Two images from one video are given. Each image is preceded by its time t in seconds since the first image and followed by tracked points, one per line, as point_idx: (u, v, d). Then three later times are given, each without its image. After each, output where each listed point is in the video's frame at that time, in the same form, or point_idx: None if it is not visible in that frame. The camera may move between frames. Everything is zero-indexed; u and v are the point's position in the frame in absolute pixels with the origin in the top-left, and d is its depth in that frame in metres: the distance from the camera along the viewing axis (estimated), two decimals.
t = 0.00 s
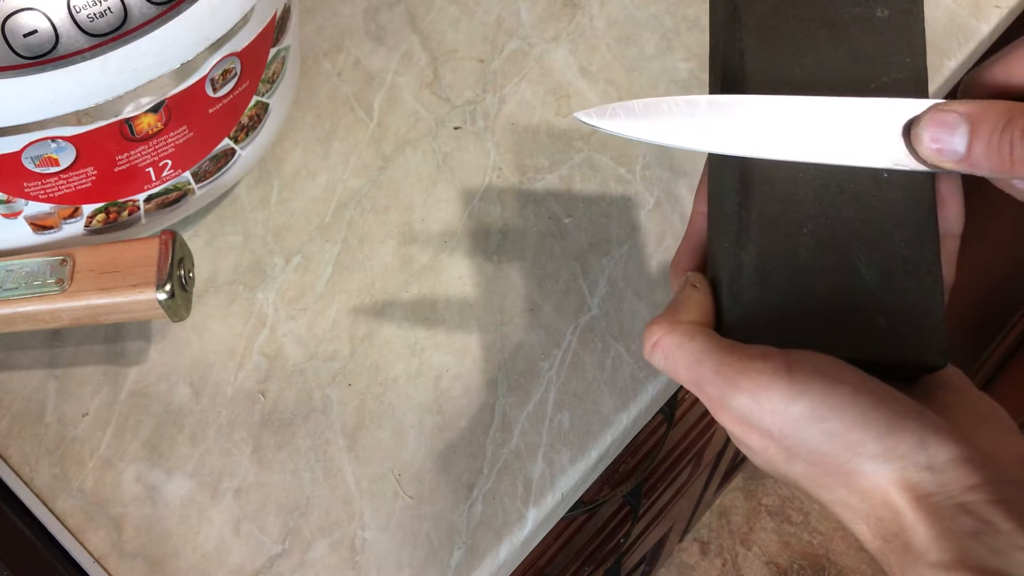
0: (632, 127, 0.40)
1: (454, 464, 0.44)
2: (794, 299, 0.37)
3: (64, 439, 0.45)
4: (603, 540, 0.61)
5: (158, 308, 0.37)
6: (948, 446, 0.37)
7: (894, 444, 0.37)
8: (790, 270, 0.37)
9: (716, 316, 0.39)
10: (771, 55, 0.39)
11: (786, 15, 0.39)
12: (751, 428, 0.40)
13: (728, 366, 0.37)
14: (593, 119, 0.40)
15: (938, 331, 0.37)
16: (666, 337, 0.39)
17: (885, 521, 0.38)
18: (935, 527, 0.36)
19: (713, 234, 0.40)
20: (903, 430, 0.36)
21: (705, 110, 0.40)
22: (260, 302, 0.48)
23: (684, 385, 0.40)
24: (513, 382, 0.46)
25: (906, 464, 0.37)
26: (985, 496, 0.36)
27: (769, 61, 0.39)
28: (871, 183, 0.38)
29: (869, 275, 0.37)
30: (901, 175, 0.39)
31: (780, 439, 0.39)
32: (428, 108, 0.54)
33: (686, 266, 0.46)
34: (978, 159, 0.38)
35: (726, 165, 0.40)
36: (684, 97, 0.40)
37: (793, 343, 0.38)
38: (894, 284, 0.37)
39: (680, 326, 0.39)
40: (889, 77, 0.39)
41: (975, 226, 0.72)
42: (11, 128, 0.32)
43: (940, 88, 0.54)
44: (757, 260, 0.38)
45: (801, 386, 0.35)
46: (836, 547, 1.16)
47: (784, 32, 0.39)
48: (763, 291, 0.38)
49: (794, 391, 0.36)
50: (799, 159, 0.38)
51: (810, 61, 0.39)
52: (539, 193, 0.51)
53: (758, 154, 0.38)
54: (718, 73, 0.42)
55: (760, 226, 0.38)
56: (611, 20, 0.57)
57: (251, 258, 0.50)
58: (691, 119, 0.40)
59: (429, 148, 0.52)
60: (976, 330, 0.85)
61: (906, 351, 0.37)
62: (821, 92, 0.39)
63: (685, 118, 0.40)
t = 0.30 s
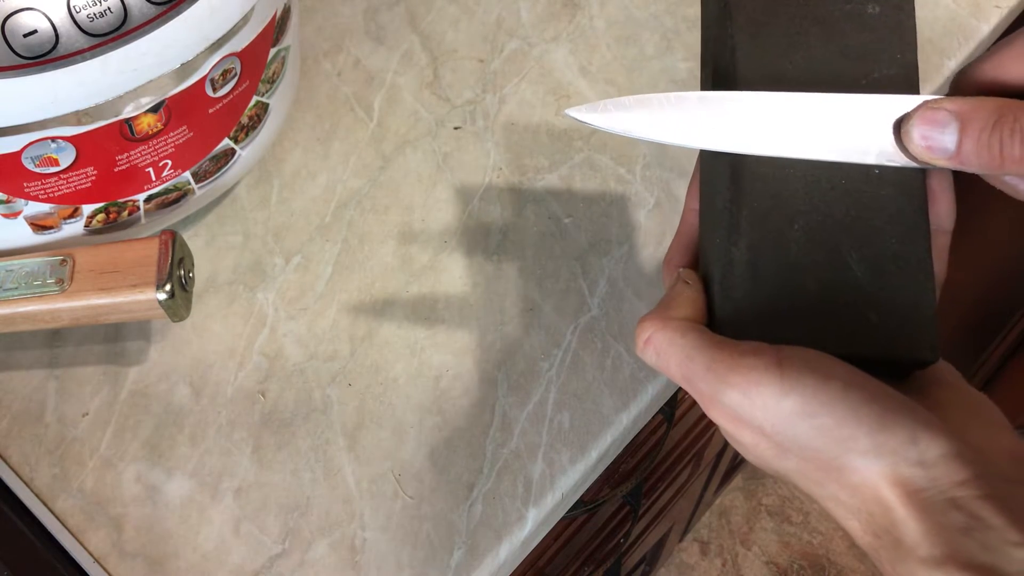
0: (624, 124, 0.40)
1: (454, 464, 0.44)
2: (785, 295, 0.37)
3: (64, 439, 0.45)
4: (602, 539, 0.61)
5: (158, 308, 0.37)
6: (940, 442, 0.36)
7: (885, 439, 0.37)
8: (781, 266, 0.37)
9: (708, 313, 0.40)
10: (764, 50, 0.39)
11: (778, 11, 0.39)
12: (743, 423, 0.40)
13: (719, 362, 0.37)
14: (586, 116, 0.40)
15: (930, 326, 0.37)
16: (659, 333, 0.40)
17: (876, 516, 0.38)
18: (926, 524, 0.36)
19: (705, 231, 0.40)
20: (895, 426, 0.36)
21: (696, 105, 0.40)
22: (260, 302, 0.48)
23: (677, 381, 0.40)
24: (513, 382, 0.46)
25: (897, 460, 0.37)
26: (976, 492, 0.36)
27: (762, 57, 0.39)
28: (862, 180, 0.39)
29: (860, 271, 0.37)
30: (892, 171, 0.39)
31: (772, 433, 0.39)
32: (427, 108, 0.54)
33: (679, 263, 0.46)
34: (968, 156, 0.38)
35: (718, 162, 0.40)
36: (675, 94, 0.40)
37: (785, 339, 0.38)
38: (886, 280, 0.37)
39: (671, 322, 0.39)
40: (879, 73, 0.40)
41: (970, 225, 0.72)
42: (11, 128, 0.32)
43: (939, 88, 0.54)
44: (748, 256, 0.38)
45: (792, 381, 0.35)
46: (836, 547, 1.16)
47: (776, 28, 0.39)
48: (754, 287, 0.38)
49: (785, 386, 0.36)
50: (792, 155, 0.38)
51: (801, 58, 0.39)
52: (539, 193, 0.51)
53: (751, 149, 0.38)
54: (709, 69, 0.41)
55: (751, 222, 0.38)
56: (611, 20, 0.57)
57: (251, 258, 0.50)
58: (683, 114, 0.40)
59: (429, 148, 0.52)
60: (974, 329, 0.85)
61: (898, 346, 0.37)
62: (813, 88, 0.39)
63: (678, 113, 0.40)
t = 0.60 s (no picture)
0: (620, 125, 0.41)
1: (454, 465, 0.45)
2: (780, 296, 0.37)
3: (64, 438, 0.45)
4: (602, 539, 0.61)
5: (158, 308, 0.37)
6: (936, 440, 0.36)
7: (881, 438, 0.37)
8: (776, 267, 0.38)
9: (704, 314, 0.40)
10: (758, 52, 0.39)
11: (772, 14, 0.39)
12: (740, 422, 0.40)
13: (716, 362, 0.37)
14: (580, 121, 0.41)
15: (925, 326, 0.37)
16: (655, 333, 0.40)
17: (872, 514, 0.38)
18: (922, 521, 0.36)
19: (701, 232, 0.40)
20: (891, 424, 0.36)
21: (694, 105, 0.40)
22: (260, 302, 0.48)
23: (674, 381, 0.40)
24: (513, 382, 0.46)
25: (893, 459, 0.37)
26: (973, 489, 0.36)
27: (756, 57, 0.39)
28: (857, 180, 0.39)
29: (856, 272, 0.37)
30: (887, 172, 0.39)
31: (769, 433, 0.39)
32: (427, 108, 0.54)
33: (676, 264, 0.46)
34: (963, 159, 0.37)
35: (713, 163, 0.40)
36: (672, 94, 0.40)
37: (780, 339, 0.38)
38: (882, 280, 0.37)
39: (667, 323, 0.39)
40: (874, 75, 0.39)
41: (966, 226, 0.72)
42: (11, 128, 0.32)
43: (940, 88, 0.54)
44: (744, 257, 0.38)
45: (790, 380, 0.36)
46: (836, 547, 1.16)
47: (770, 30, 0.39)
48: (750, 287, 0.38)
49: (783, 386, 0.36)
50: (788, 155, 0.38)
51: (796, 60, 0.39)
52: (539, 193, 0.51)
53: (746, 150, 0.38)
54: (705, 69, 0.42)
55: (747, 223, 0.38)
56: (611, 20, 0.57)
57: (251, 258, 0.50)
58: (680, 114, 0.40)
59: (429, 148, 0.52)
60: (973, 330, 0.84)
61: (893, 347, 0.37)
62: (809, 89, 0.39)
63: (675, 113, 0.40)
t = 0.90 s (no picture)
0: (615, 127, 0.40)
1: (454, 465, 0.45)
2: (776, 297, 0.37)
3: (64, 439, 0.45)
4: (602, 539, 0.61)
5: (158, 308, 0.37)
6: (932, 443, 0.37)
7: (879, 442, 0.37)
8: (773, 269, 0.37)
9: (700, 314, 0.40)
10: (756, 52, 0.39)
11: (768, 16, 0.39)
12: (737, 424, 0.40)
13: (713, 364, 0.37)
14: (576, 120, 0.40)
15: (922, 328, 0.37)
16: (652, 334, 0.40)
17: (869, 518, 0.38)
18: (920, 525, 0.36)
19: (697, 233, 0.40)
20: (888, 427, 0.36)
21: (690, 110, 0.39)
22: (260, 302, 0.48)
23: (671, 383, 0.40)
24: (513, 382, 0.46)
25: (890, 461, 0.37)
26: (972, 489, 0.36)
27: (753, 58, 0.39)
28: (853, 182, 0.39)
29: (853, 274, 0.37)
30: (883, 174, 0.39)
31: (766, 435, 0.39)
32: (427, 108, 0.54)
33: (672, 266, 0.46)
34: (960, 162, 0.38)
35: (708, 164, 0.39)
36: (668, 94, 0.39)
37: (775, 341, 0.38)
38: (878, 281, 0.37)
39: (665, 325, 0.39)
40: (871, 77, 0.40)
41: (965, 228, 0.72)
42: (11, 128, 0.32)
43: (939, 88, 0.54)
44: (740, 257, 0.38)
45: (787, 384, 0.35)
46: (836, 547, 1.16)
47: (767, 31, 0.39)
48: (746, 289, 0.38)
49: (779, 389, 0.36)
50: (785, 156, 0.38)
51: (793, 61, 0.39)
52: (539, 193, 0.51)
53: (742, 152, 0.38)
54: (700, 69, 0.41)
55: (743, 224, 0.38)
56: (611, 20, 0.57)
57: (251, 258, 0.50)
58: (677, 118, 0.39)
59: (429, 148, 0.52)
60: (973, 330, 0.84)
61: (889, 348, 0.37)
62: (805, 90, 0.39)
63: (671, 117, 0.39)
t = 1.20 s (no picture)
0: (619, 131, 0.40)
1: (454, 464, 0.45)
2: (781, 299, 0.37)
3: (64, 439, 0.45)
4: (602, 539, 0.61)
5: (158, 308, 0.37)
6: (936, 443, 0.37)
7: (883, 441, 0.37)
8: (779, 271, 0.37)
9: (706, 316, 0.39)
10: (759, 56, 0.39)
11: (773, 19, 0.39)
12: (742, 425, 0.40)
13: (718, 365, 0.37)
14: (579, 122, 0.40)
15: (926, 329, 0.37)
16: (657, 336, 0.40)
17: (875, 518, 0.38)
18: (923, 524, 0.36)
19: (703, 234, 0.40)
20: (892, 427, 0.36)
21: (695, 116, 0.39)
22: (260, 302, 0.48)
23: (675, 383, 0.40)
24: (513, 382, 0.46)
25: (894, 461, 0.37)
26: (973, 490, 0.36)
27: (758, 61, 0.39)
28: (858, 183, 0.39)
29: (858, 275, 0.37)
30: (888, 176, 0.39)
31: (771, 435, 0.39)
32: (427, 108, 0.54)
33: (677, 267, 0.46)
34: (966, 164, 0.38)
35: (714, 166, 0.39)
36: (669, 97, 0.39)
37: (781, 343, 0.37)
38: (883, 283, 0.37)
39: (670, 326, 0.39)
40: (874, 79, 0.40)
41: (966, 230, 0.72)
42: (11, 128, 0.32)
43: (939, 88, 0.54)
44: (746, 259, 0.38)
45: (791, 383, 0.36)
46: (836, 547, 1.16)
47: (771, 34, 0.39)
48: (752, 291, 0.38)
49: (784, 389, 0.36)
50: (790, 160, 0.38)
51: (798, 64, 0.39)
52: (539, 193, 0.51)
53: (748, 153, 0.38)
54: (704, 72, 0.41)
55: (749, 226, 0.38)
56: (611, 20, 0.57)
57: (251, 257, 0.50)
58: (680, 120, 0.39)
59: (429, 148, 0.52)
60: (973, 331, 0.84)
61: (894, 349, 0.37)
62: (810, 92, 0.39)
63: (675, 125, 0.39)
